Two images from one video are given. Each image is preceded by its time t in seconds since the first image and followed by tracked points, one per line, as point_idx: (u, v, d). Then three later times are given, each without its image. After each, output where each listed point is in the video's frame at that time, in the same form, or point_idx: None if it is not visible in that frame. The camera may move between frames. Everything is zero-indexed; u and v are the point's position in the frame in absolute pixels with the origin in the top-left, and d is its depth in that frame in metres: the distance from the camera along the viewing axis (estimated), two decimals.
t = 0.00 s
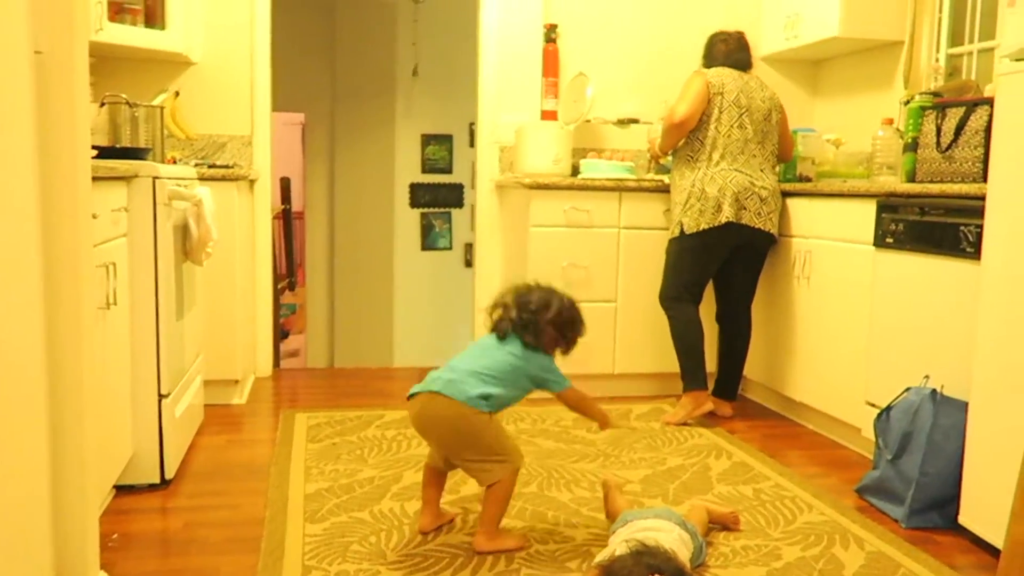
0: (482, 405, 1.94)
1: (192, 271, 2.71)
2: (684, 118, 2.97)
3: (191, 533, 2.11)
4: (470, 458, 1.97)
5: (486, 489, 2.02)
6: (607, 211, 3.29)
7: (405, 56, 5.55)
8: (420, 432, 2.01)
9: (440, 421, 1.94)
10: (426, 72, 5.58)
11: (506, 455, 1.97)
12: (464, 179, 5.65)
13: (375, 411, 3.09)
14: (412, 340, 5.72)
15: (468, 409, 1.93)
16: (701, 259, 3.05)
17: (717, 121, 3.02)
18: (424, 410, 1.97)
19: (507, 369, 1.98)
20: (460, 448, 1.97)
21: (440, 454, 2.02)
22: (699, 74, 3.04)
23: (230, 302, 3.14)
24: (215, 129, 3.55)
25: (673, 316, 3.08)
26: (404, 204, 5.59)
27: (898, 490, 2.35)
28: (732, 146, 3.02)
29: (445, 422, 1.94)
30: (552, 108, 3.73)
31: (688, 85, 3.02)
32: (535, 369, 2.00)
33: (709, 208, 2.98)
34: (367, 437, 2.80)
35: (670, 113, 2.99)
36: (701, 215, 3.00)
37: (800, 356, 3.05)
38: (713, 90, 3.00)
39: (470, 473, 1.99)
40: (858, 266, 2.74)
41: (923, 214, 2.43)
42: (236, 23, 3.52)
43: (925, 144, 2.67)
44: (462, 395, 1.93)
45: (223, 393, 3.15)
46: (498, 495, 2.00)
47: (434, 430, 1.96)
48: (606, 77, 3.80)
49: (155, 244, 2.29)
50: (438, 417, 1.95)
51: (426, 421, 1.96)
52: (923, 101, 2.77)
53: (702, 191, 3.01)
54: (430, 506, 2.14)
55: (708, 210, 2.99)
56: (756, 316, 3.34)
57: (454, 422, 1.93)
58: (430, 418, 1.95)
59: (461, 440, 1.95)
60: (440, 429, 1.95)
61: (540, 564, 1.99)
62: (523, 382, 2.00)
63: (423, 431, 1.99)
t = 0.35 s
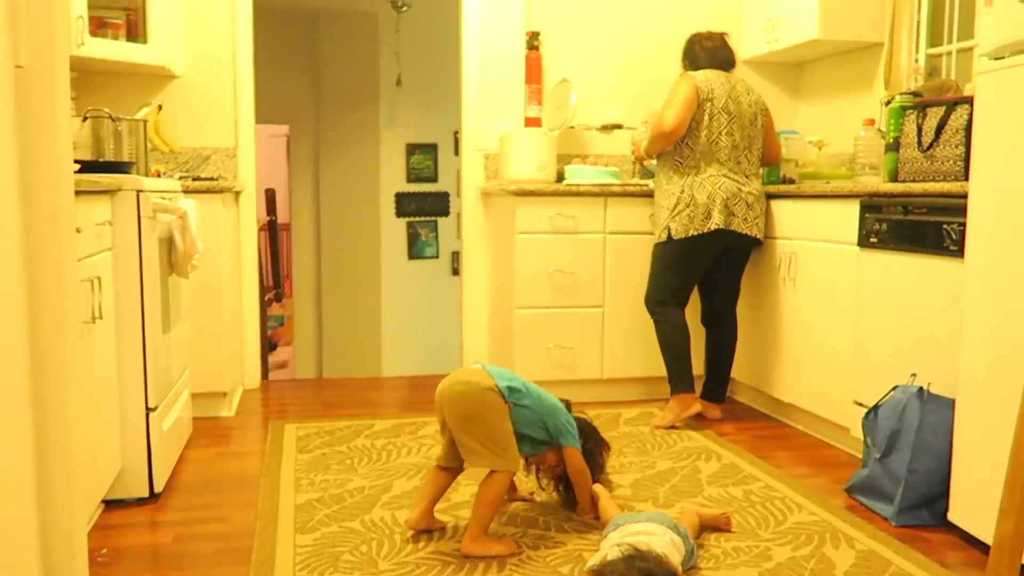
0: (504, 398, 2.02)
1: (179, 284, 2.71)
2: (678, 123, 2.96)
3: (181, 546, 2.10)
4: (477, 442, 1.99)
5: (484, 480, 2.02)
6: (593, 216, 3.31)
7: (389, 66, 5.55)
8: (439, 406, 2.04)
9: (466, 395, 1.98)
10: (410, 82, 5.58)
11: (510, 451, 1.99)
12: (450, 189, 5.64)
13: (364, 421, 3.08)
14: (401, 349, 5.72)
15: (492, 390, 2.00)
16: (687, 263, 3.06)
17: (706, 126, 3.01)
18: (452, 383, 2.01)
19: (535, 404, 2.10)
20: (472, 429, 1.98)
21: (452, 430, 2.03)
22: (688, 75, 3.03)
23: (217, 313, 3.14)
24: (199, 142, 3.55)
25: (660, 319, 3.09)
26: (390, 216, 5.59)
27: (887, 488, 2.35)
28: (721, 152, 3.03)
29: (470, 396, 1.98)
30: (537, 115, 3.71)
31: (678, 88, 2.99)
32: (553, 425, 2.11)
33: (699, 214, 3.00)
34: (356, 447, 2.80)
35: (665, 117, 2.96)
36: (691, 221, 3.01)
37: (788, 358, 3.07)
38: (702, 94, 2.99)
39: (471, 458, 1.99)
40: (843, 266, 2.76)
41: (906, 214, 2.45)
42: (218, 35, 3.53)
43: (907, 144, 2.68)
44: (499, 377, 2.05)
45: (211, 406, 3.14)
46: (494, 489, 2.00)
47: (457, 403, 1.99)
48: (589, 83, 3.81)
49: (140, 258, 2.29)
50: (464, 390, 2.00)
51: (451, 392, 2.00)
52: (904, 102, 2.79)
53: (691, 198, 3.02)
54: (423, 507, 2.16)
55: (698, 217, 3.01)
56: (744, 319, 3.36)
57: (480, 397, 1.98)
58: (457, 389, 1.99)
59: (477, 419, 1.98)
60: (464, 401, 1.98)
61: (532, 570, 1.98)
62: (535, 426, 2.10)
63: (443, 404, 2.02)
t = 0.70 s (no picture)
0: (511, 401, 2.02)
1: (177, 287, 2.71)
2: (697, 132, 2.91)
3: (178, 549, 2.10)
4: (480, 446, 1.97)
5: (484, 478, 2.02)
6: (591, 221, 3.31)
7: (388, 70, 5.58)
8: (442, 404, 2.02)
9: (473, 398, 1.96)
10: (409, 86, 5.61)
11: (512, 459, 1.98)
12: (448, 193, 5.68)
13: (362, 425, 3.09)
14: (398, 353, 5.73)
15: (501, 392, 1.99)
16: (683, 267, 3.07)
17: (716, 134, 2.99)
18: (460, 382, 1.99)
19: (535, 408, 2.11)
20: (476, 431, 1.96)
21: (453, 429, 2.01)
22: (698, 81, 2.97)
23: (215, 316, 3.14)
24: (198, 145, 3.56)
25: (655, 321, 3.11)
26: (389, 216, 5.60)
27: (883, 493, 2.36)
28: (730, 163, 3.03)
29: (477, 398, 1.95)
30: (535, 120, 3.75)
31: (694, 94, 2.93)
32: (550, 433, 2.11)
33: (704, 224, 3.00)
34: (354, 450, 2.81)
35: (688, 126, 2.90)
36: (697, 230, 3.00)
37: (784, 363, 3.07)
38: (716, 101, 2.96)
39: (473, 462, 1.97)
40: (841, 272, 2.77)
41: (903, 220, 2.46)
42: (218, 39, 3.54)
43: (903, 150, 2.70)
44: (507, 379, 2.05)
45: (209, 409, 3.14)
46: (495, 493, 1.99)
47: (462, 404, 1.97)
48: (587, 88, 3.83)
49: (139, 261, 2.29)
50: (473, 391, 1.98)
51: (459, 392, 1.97)
52: (901, 108, 2.81)
53: (699, 207, 3.00)
54: (419, 518, 2.14)
55: (705, 226, 3.01)
56: (742, 324, 3.37)
57: (488, 399, 1.96)
58: (464, 390, 1.97)
59: (483, 421, 1.96)
60: (471, 404, 1.96)
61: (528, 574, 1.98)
62: (534, 432, 2.10)
63: (447, 404, 1.99)
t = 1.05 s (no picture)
0: (504, 403, 2.03)
1: (176, 287, 2.72)
2: (718, 143, 2.91)
3: (175, 549, 2.11)
4: (474, 446, 1.97)
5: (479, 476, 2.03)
6: (589, 225, 3.33)
7: (388, 73, 5.58)
8: (437, 404, 2.02)
9: (467, 398, 1.96)
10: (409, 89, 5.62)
11: (507, 460, 1.98)
12: (447, 195, 5.69)
13: (359, 426, 3.10)
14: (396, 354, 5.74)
15: (496, 394, 1.98)
16: (684, 276, 3.07)
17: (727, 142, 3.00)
18: (454, 383, 1.99)
19: (526, 412, 2.13)
20: (470, 431, 1.97)
21: (448, 430, 2.01)
22: (713, 90, 2.96)
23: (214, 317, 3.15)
24: (198, 146, 3.57)
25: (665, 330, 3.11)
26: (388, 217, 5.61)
27: (878, 499, 2.37)
28: (743, 172, 3.06)
29: (474, 398, 1.95)
30: (534, 124, 3.75)
31: (710, 102, 2.92)
32: (539, 438, 2.13)
33: (721, 232, 3.01)
34: (351, 451, 2.81)
35: (710, 138, 2.89)
36: (714, 238, 3.00)
37: (781, 369, 3.09)
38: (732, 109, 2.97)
39: (467, 463, 1.97)
40: (838, 278, 2.78)
41: (899, 227, 2.47)
42: (219, 40, 3.54)
43: (901, 158, 2.72)
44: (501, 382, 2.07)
45: (206, 409, 3.15)
46: (490, 494, 1.99)
47: (456, 405, 1.97)
48: (586, 92, 3.84)
49: (139, 262, 2.30)
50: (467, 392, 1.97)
51: (453, 392, 1.97)
52: (899, 116, 2.82)
53: (716, 214, 3.01)
54: (414, 519, 2.14)
55: (722, 234, 3.01)
56: (739, 329, 3.38)
57: (482, 401, 1.95)
58: (459, 390, 1.97)
59: (478, 422, 1.96)
60: (466, 404, 1.96)
61: None
62: (523, 436, 2.11)
63: (441, 405, 1.99)
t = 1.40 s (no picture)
0: (506, 390, 2.03)
1: (174, 282, 2.72)
2: (740, 142, 2.87)
3: (171, 542, 2.10)
4: (479, 433, 1.97)
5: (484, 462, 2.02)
6: (587, 221, 3.33)
7: (387, 70, 5.58)
8: (437, 397, 2.02)
9: (469, 387, 1.96)
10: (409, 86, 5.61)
11: (511, 444, 1.99)
12: (445, 192, 5.71)
13: (357, 421, 3.10)
14: (394, 352, 5.74)
15: (496, 381, 1.99)
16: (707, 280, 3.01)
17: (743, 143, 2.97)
18: (455, 374, 1.99)
19: (527, 398, 2.12)
20: (474, 420, 1.97)
21: (450, 421, 2.01)
22: (727, 84, 2.91)
23: (212, 312, 3.15)
24: (196, 141, 3.57)
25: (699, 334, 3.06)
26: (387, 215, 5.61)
27: (875, 495, 2.37)
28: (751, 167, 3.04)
29: (475, 387, 1.95)
30: (532, 120, 3.77)
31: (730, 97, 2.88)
32: (539, 425, 2.13)
33: (742, 228, 2.97)
34: (348, 446, 2.81)
35: (735, 135, 2.85)
36: (736, 236, 2.96)
37: (778, 364, 3.09)
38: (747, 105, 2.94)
39: (468, 450, 1.98)
40: (836, 275, 2.79)
41: (897, 223, 2.47)
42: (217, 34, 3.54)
43: (898, 154, 2.72)
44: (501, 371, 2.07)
45: (203, 404, 3.15)
46: (497, 480, 1.99)
47: (459, 395, 1.97)
48: (584, 89, 3.84)
49: (136, 255, 2.30)
50: (467, 382, 1.97)
51: (455, 382, 1.97)
52: (897, 112, 2.82)
53: (736, 211, 2.96)
54: (411, 512, 2.14)
55: (743, 231, 2.97)
56: (736, 325, 3.39)
57: (484, 389, 1.96)
58: (460, 381, 1.97)
59: (481, 410, 1.96)
60: (468, 393, 1.96)
61: (521, 570, 1.98)
62: (524, 422, 2.11)
63: (441, 396, 1.99)
